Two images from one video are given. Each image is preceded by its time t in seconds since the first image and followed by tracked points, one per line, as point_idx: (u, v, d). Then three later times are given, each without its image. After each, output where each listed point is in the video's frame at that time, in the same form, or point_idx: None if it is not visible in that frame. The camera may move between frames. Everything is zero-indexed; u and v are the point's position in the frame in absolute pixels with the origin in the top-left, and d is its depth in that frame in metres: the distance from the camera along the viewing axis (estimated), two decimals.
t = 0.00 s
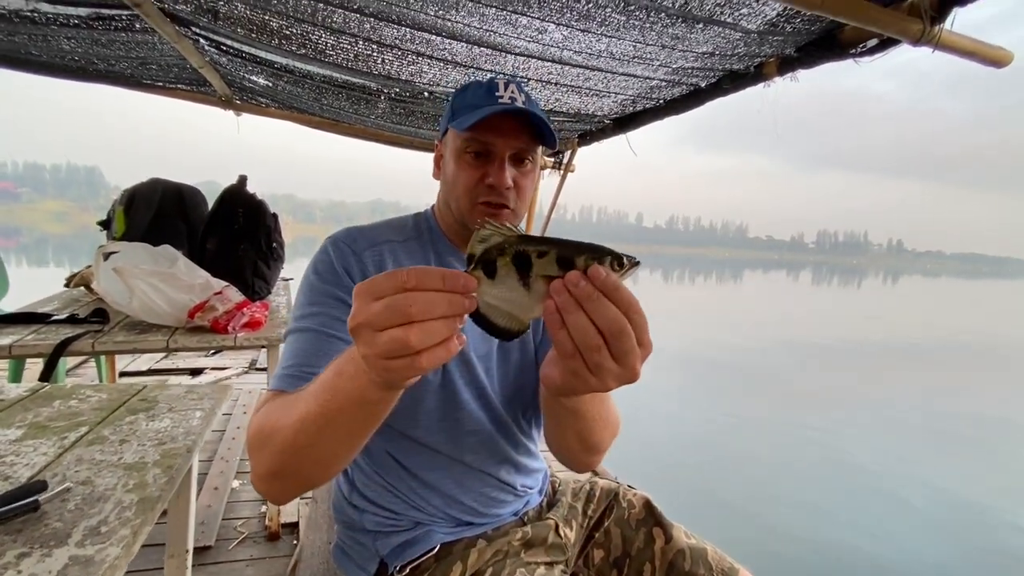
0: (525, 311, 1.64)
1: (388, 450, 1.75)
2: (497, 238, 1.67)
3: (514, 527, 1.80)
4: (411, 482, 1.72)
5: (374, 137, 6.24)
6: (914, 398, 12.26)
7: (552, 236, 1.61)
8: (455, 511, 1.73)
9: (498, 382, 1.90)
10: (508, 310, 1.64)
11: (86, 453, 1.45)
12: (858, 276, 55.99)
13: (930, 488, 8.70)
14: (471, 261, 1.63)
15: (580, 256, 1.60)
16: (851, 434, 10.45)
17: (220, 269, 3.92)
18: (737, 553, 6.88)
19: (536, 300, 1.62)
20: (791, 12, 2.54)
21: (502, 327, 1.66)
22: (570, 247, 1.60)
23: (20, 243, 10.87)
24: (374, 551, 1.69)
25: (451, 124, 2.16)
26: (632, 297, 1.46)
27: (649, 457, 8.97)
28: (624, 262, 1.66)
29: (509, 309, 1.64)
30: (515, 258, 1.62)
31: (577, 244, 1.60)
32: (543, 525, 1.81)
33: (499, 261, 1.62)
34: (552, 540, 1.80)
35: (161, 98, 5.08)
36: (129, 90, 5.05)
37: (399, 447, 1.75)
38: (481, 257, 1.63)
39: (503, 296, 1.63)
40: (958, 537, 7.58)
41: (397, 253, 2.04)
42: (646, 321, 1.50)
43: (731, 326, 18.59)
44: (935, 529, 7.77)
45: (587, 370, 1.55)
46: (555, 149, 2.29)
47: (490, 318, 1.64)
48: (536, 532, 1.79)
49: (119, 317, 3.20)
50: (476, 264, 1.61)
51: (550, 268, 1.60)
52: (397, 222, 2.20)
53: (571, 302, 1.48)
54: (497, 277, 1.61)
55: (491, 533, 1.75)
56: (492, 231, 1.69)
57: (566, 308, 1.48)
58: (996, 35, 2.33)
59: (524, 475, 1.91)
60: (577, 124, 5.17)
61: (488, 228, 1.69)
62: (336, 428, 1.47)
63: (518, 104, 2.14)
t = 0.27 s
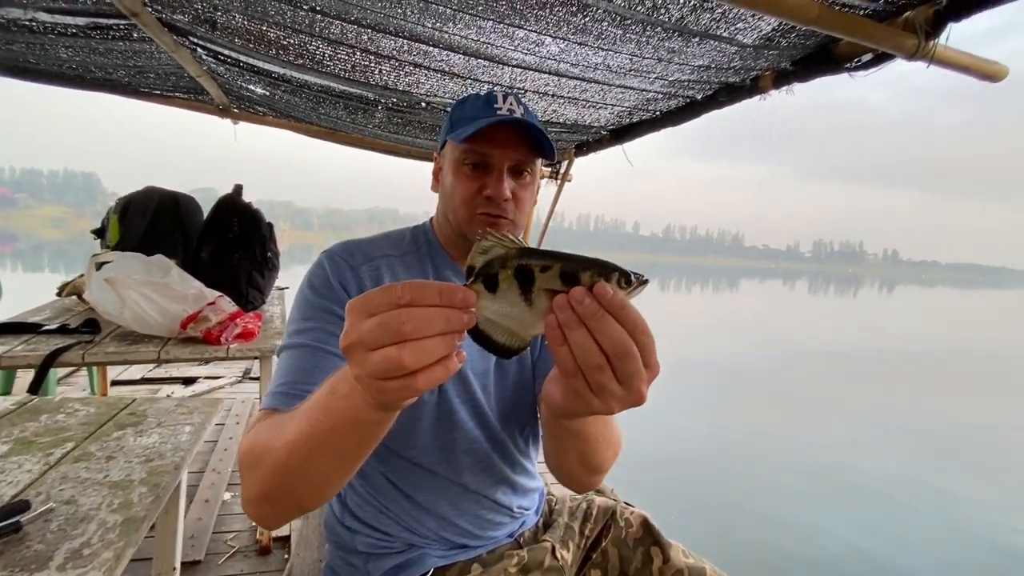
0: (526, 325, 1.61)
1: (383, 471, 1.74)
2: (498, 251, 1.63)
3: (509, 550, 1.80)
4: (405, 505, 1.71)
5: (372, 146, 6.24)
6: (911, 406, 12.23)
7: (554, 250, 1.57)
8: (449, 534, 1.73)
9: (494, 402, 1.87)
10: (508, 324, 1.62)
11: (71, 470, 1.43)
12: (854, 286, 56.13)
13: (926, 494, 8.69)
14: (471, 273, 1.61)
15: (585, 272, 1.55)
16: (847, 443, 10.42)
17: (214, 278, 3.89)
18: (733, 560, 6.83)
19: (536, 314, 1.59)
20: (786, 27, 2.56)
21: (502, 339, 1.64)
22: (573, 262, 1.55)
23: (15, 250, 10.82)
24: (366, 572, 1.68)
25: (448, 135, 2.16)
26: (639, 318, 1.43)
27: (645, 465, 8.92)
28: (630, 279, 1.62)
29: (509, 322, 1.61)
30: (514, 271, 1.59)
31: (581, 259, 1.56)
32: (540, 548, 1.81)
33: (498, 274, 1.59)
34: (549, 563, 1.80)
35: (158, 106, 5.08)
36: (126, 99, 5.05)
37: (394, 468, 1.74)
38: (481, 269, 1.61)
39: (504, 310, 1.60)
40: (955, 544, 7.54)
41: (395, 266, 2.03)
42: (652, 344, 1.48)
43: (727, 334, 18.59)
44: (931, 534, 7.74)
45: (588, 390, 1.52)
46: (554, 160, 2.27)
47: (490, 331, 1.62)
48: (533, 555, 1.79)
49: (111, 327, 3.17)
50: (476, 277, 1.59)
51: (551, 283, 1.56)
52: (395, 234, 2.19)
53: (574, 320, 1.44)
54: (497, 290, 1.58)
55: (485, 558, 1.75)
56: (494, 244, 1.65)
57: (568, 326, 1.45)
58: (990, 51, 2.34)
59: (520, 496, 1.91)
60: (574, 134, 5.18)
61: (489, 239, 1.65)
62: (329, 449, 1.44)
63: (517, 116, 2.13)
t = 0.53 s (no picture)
0: (529, 335, 1.57)
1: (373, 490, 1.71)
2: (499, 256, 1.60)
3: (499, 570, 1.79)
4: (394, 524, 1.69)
5: (367, 153, 6.21)
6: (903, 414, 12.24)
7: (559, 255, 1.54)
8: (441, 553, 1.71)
9: (488, 418, 1.84)
10: (510, 335, 1.57)
11: (46, 486, 1.41)
12: (846, 295, 56.42)
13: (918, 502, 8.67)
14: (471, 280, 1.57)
15: (591, 277, 1.52)
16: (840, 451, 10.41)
17: (204, 286, 3.85)
18: (725, 566, 6.78)
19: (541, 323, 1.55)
20: (780, 39, 2.56)
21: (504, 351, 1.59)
22: (579, 267, 1.53)
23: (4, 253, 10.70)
24: None
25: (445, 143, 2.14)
26: (649, 326, 1.37)
27: (639, 472, 8.88)
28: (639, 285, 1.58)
29: (511, 332, 1.57)
30: (518, 277, 1.55)
31: (587, 263, 1.53)
32: (533, 566, 1.78)
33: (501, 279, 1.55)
34: None
35: (151, 110, 5.04)
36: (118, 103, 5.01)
37: (384, 487, 1.71)
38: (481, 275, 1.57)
39: (506, 319, 1.55)
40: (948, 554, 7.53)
41: (388, 277, 2.00)
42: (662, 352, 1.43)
43: (721, 342, 18.59)
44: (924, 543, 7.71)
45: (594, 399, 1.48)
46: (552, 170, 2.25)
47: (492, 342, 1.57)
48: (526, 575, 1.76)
49: (96, 335, 3.12)
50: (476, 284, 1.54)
51: (557, 289, 1.53)
52: (390, 244, 2.16)
53: (581, 328, 1.37)
54: (500, 297, 1.54)
55: None
56: (493, 250, 1.61)
57: (575, 334, 1.37)
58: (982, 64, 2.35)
59: (514, 516, 1.90)
60: (569, 143, 5.17)
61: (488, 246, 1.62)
62: (328, 473, 1.42)
63: (514, 124, 2.10)
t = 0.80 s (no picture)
0: (522, 345, 1.54)
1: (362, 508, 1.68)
2: (494, 259, 1.59)
3: None
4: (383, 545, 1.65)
5: (361, 158, 6.18)
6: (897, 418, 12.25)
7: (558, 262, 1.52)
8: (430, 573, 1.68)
9: (481, 433, 1.82)
10: (502, 344, 1.54)
11: (23, 503, 1.38)
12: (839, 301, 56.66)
13: (915, 505, 8.64)
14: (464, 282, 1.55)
15: (590, 286, 1.49)
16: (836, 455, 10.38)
17: (194, 293, 3.80)
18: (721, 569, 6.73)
19: (534, 334, 1.52)
20: (775, 47, 2.55)
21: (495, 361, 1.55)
22: (578, 275, 1.50)
23: None
24: None
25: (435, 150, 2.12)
26: (652, 340, 1.34)
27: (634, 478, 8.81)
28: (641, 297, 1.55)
29: (504, 341, 1.54)
30: (513, 282, 1.52)
31: (587, 272, 1.50)
32: None
33: (495, 283, 1.52)
34: None
35: (143, 115, 5.00)
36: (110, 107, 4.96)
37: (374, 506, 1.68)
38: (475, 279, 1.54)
39: (499, 326, 1.52)
40: (941, 552, 7.50)
41: (380, 289, 1.97)
42: (663, 370, 1.39)
43: (716, 348, 18.58)
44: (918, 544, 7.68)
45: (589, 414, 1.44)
46: (545, 176, 2.23)
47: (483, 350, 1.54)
48: None
49: (82, 343, 3.07)
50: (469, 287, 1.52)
51: (554, 298, 1.50)
52: (381, 253, 2.14)
53: (580, 340, 1.33)
54: (493, 303, 1.51)
55: None
56: (488, 252, 1.60)
57: (572, 345, 1.33)
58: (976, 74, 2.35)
59: (506, 533, 1.88)
60: (564, 150, 5.16)
61: (483, 247, 1.60)
62: (335, 502, 1.38)
63: (506, 130, 2.07)
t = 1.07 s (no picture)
0: (512, 353, 1.50)
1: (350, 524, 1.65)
2: (484, 262, 1.56)
3: None
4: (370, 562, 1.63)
5: (355, 162, 6.14)
6: (893, 419, 12.26)
7: (551, 266, 1.48)
8: None
9: (471, 445, 1.79)
10: (491, 352, 1.51)
11: None
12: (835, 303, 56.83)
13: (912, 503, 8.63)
14: (452, 286, 1.52)
15: (585, 292, 1.46)
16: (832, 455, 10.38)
17: (183, 299, 3.76)
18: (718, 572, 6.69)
19: (525, 341, 1.48)
20: (770, 51, 2.53)
21: (483, 370, 1.52)
22: (572, 280, 1.46)
23: None
24: None
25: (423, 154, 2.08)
26: (650, 352, 1.30)
27: (631, 482, 8.76)
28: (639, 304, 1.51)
29: (493, 349, 1.50)
30: (503, 286, 1.48)
31: (582, 278, 1.46)
32: None
33: (485, 287, 1.49)
34: None
35: (134, 118, 4.94)
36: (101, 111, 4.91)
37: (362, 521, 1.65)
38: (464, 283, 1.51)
39: (488, 333, 1.49)
40: (935, 552, 7.49)
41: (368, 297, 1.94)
42: (661, 383, 1.36)
43: (712, 351, 18.57)
44: (914, 546, 7.67)
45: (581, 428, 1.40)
46: (536, 182, 2.20)
47: (471, 358, 1.51)
48: None
49: (67, 351, 3.02)
50: (457, 291, 1.49)
51: (547, 303, 1.46)
52: (370, 260, 2.11)
53: (573, 349, 1.29)
54: (482, 308, 1.47)
55: None
56: (478, 255, 1.57)
57: (565, 355, 1.29)
58: (970, 78, 2.33)
59: (497, 547, 1.86)
60: (559, 154, 5.13)
61: (473, 249, 1.57)
62: (325, 524, 1.34)
63: (495, 134, 2.04)
